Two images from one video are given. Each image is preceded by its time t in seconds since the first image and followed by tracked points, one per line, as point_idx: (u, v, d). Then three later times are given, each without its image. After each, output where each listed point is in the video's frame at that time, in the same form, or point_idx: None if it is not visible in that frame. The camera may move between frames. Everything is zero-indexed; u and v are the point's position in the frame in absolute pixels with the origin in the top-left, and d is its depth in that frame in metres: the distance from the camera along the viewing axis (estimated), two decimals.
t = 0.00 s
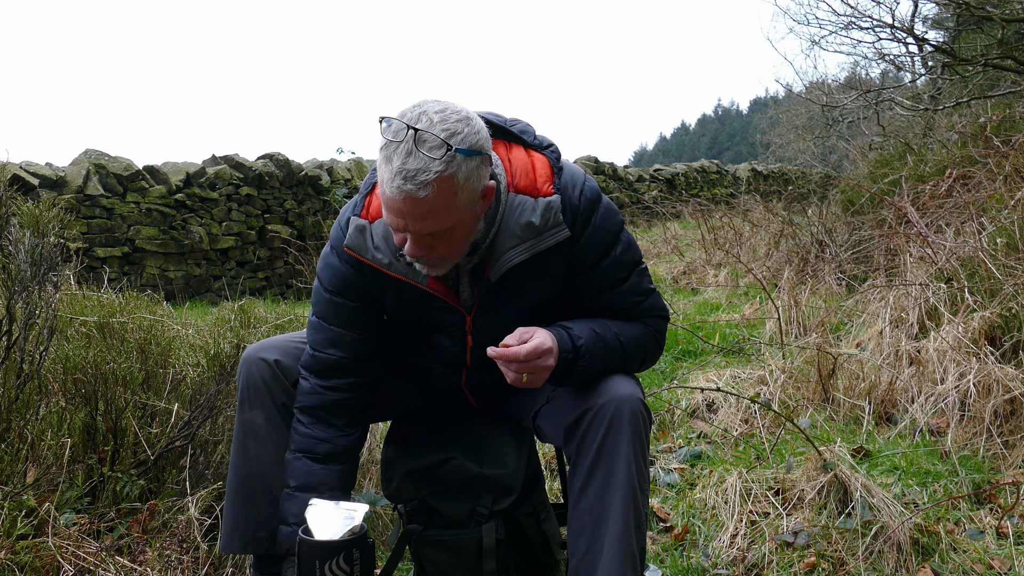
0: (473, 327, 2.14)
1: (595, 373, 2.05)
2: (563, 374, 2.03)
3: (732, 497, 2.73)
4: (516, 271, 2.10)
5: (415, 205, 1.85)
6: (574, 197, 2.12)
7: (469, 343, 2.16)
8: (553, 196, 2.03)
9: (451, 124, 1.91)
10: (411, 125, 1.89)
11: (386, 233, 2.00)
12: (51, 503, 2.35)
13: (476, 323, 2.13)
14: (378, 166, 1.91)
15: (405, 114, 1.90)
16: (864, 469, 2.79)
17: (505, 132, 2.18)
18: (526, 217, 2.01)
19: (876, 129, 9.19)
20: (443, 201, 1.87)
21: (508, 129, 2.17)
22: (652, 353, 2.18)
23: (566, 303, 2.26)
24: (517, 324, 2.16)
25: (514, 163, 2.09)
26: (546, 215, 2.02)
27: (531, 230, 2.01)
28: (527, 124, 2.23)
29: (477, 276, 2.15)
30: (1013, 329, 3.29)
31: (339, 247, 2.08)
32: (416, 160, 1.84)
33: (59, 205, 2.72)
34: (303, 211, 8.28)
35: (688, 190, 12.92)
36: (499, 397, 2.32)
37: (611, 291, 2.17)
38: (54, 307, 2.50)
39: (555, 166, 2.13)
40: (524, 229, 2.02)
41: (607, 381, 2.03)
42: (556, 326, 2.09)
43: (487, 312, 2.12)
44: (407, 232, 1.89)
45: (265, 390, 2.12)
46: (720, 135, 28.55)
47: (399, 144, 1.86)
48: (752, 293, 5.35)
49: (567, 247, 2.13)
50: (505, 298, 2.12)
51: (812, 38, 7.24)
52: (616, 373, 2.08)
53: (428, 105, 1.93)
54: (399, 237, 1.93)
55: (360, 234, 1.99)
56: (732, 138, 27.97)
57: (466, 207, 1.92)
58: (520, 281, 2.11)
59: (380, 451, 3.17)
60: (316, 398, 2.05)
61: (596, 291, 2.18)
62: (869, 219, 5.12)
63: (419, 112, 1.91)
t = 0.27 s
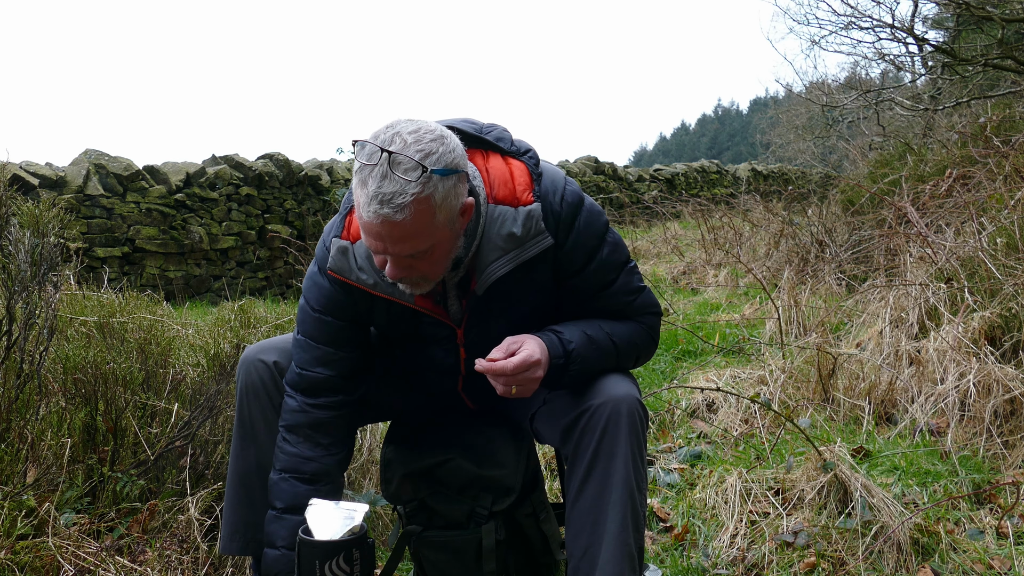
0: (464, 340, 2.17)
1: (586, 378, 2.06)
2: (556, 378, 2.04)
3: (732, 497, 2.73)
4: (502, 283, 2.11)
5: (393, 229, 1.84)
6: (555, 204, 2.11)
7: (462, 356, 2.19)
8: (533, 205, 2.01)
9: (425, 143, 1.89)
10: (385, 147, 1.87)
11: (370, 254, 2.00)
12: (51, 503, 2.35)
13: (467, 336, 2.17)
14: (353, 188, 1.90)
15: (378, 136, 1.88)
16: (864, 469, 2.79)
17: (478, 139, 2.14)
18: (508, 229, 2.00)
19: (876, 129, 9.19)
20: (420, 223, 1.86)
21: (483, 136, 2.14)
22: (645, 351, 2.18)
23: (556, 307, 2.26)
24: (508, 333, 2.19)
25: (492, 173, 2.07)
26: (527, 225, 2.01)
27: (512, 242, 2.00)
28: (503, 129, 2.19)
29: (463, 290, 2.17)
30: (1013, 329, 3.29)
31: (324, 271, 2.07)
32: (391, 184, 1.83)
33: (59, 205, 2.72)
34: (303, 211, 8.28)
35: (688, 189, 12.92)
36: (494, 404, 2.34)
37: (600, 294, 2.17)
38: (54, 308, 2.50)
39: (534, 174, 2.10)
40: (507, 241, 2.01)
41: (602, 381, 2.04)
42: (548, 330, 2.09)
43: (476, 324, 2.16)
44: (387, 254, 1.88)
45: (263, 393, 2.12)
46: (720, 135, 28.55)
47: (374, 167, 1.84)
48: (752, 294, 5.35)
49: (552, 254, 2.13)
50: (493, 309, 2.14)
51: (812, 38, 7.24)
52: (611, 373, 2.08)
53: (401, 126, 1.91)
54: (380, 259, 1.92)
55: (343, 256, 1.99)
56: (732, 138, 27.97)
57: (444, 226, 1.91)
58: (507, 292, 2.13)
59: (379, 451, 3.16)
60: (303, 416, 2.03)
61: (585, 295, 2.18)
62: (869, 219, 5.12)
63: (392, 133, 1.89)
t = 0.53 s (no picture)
0: (460, 318, 2.15)
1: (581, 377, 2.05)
2: (549, 381, 2.05)
3: (732, 497, 2.73)
4: (500, 260, 2.11)
5: (405, 193, 1.86)
6: (560, 188, 2.13)
7: (458, 335, 2.17)
8: (538, 186, 2.04)
9: (435, 109, 1.91)
10: (395, 113, 1.89)
11: (374, 221, 2.02)
12: (51, 503, 2.35)
13: (464, 314, 2.15)
14: (364, 155, 1.92)
15: (388, 102, 1.91)
16: (864, 469, 2.79)
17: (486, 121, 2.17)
18: (511, 207, 2.02)
19: (876, 129, 9.19)
20: (431, 186, 1.88)
21: (494, 119, 2.17)
22: (641, 348, 2.17)
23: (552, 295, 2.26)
24: (501, 314, 2.17)
25: (500, 154, 2.10)
26: (530, 203, 2.02)
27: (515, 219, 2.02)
28: (515, 115, 2.23)
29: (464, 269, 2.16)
30: (1013, 329, 3.29)
31: (329, 238, 2.11)
32: (403, 148, 1.85)
33: (59, 205, 2.72)
34: (303, 211, 8.29)
35: (688, 190, 12.92)
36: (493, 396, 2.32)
37: (597, 282, 2.17)
38: (54, 307, 2.50)
39: (542, 157, 2.13)
40: (509, 218, 2.03)
41: (595, 381, 2.04)
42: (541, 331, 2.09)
43: (473, 303, 2.14)
44: (399, 219, 1.90)
45: (258, 386, 2.12)
46: (720, 135, 28.55)
47: (385, 132, 1.87)
48: (752, 294, 5.35)
49: (551, 236, 2.13)
50: (491, 288, 2.14)
51: (812, 38, 7.24)
52: (605, 371, 2.09)
53: (410, 92, 1.93)
54: (390, 225, 1.94)
55: (349, 223, 2.02)
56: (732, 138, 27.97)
57: (454, 192, 1.94)
58: (504, 270, 2.12)
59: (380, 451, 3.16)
60: (308, 382, 2.06)
61: (581, 282, 2.17)
62: (869, 219, 5.12)
63: (401, 100, 1.91)
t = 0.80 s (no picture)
0: (470, 263, 2.20)
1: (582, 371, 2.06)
2: (538, 389, 2.04)
3: (732, 497, 2.73)
4: (518, 211, 2.20)
5: (446, 111, 2.03)
6: (587, 162, 2.23)
7: (464, 283, 2.22)
8: (570, 152, 2.18)
9: (477, 40, 2.10)
10: (440, 41, 2.08)
11: (413, 150, 2.21)
12: (51, 503, 2.35)
13: (473, 259, 2.20)
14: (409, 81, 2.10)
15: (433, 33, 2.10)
16: (864, 469, 2.79)
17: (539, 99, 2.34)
18: (541, 162, 2.15)
19: (876, 129, 9.19)
20: (470, 106, 2.05)
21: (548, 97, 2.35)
22: (636, 344, 2.16)
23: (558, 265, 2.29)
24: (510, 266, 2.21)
25: (543, 121, 2.26)
26: (559, 163, 2.16)
27: (543, 171, 2.14)
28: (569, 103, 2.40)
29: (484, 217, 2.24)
30: (1013, 329, 3.29)
31: (372, 160, 2.32)
32: (446, 68, 2.03)
33: (59, 205, 2.72)
34: (303, 211, 8.29)
35: (688, 189, 12.92)
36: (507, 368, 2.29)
37: (603, 256, 2.21)
38: (54, 307, 2.50)
39: (581, 135, 2.27)
40: (536, 172, 2.15)
41: (594, 381, 2.04)
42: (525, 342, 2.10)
43: (484, 248, 2.20)
44: (439, 140, 2.06)
45: (255, 380, 2.12)
46: (720, 135, 28.55)
47: (430, 56, 2.06)
48: (752, 293, 5.35)
49: (568, 200, 2.21)
50: (505, 235, 2.20)
51: (812, 38, 7.25)
52: (603, 371, 2.09)
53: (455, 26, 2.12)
54: (430, 148, 2.10)
55: (391, 147, 2.23)
56: (732, 138, 27.97)
57: (491, 120, 2.10)
58: (521, 222, 2.20)
59: (380, 451, 3.16)
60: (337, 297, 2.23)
61: (589, 251, 2.21)
62: (869, 219, 5.12)
63: (446, 32, 2.11)
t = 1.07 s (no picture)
0: (488, 223, 2.37)
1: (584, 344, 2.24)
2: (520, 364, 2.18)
3: (732, 497, 2.72)
4: (537, 181, 2.38)
5: (479, 61, 2.30)
6: (609, 148, 2.39)
7: (480, 242, 2.37)
8: (593, 137, 2.39)
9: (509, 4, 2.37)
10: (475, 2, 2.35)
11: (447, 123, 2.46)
12: (51, 503, 2.35)
13: (491, 220, 2.37)
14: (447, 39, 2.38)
15: None
16: (864, 469, 2.79)
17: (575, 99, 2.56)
18: (565, 138, 2.37)
19: (876, 129, 9.19)
20: (500, 60, 2.30)
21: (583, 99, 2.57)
22: (627, 327, 2.28)
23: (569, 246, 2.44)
24: (525, 232, 2.36)
25: (574, 111, 2.47)
26: (582, 143, 2.37)
27: (566, 145, 2.34)
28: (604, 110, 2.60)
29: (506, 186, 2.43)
30: (1013, 329, 3.28)
31: (408, 142, 2.60)
32: (480, 23, 2.30)
33: (59, 205, 2.72)
34: (303, 211, 8.28)
35: (688, 189, 12.91)
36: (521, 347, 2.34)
37: (606, 239, 2.35)
38: (54, 307, 2.50)
39: (607, 128, 2.47)
40: (560, 146, 2.36)
41: (607, 380, 2.05)
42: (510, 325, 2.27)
43: (503, 209, 2.37)
44: (472, 89, 2.32)
45: (265, 381, 2.12)
46: (720, 135, 28.54)
47: (467, 14, 2.32)
48: (752, 294, 5.35)
49: (585, 179, 2.37)
50: (523, 202, 2.37)
51: (812, 38, 7.25)
52: (615, 373, 2.10)
53: None
54: (464, 99, 2.35)
55: (428, 120, 2.50)
56: (732, 138, 27.96)
57: (519, 73, 2.35)
58: (540, 191, 2.37)
59: (380, 451, 3.16)
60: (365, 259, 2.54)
61: (597, 231, 2.35)
62: (869, 219, 5.12)
63: None
